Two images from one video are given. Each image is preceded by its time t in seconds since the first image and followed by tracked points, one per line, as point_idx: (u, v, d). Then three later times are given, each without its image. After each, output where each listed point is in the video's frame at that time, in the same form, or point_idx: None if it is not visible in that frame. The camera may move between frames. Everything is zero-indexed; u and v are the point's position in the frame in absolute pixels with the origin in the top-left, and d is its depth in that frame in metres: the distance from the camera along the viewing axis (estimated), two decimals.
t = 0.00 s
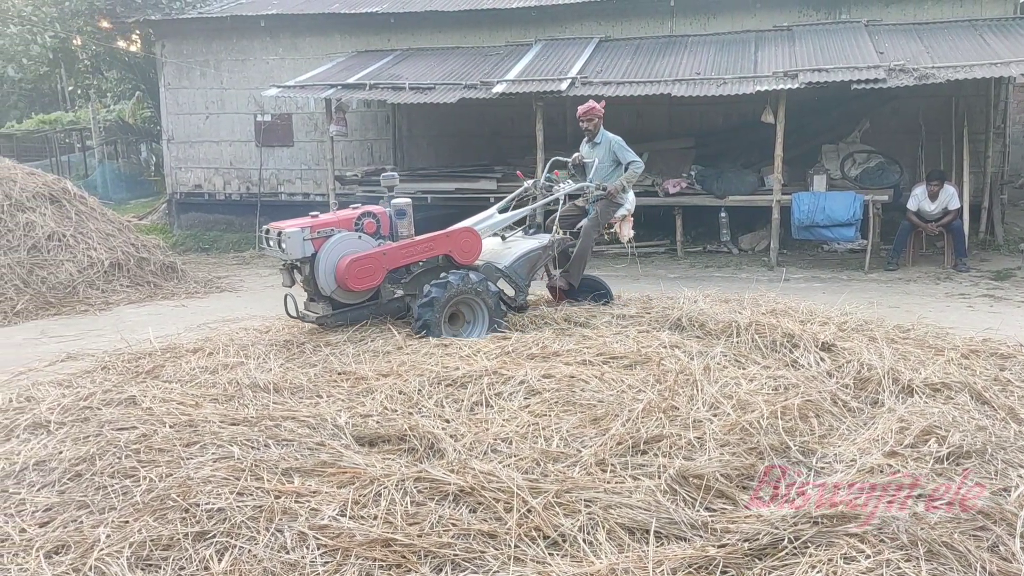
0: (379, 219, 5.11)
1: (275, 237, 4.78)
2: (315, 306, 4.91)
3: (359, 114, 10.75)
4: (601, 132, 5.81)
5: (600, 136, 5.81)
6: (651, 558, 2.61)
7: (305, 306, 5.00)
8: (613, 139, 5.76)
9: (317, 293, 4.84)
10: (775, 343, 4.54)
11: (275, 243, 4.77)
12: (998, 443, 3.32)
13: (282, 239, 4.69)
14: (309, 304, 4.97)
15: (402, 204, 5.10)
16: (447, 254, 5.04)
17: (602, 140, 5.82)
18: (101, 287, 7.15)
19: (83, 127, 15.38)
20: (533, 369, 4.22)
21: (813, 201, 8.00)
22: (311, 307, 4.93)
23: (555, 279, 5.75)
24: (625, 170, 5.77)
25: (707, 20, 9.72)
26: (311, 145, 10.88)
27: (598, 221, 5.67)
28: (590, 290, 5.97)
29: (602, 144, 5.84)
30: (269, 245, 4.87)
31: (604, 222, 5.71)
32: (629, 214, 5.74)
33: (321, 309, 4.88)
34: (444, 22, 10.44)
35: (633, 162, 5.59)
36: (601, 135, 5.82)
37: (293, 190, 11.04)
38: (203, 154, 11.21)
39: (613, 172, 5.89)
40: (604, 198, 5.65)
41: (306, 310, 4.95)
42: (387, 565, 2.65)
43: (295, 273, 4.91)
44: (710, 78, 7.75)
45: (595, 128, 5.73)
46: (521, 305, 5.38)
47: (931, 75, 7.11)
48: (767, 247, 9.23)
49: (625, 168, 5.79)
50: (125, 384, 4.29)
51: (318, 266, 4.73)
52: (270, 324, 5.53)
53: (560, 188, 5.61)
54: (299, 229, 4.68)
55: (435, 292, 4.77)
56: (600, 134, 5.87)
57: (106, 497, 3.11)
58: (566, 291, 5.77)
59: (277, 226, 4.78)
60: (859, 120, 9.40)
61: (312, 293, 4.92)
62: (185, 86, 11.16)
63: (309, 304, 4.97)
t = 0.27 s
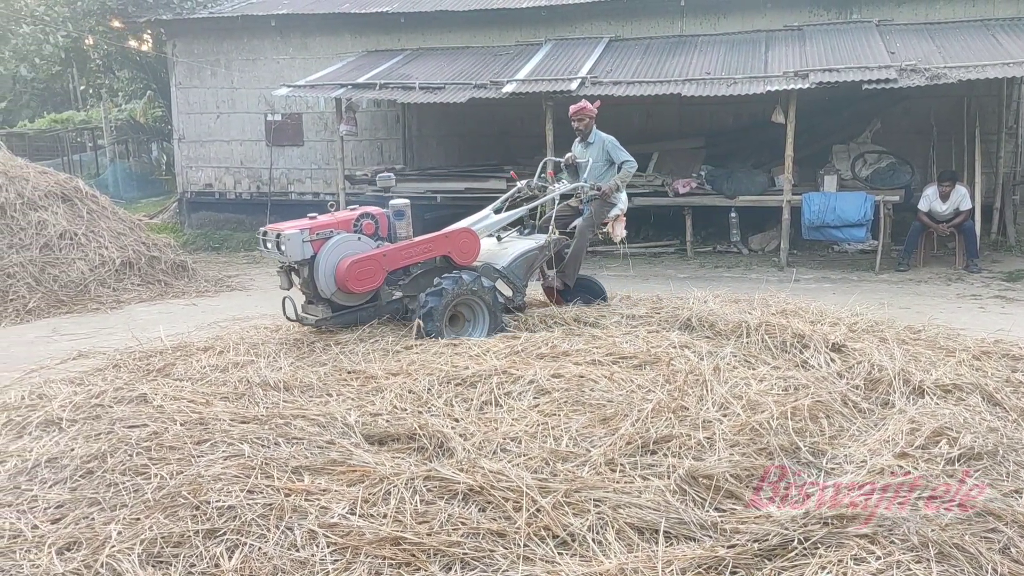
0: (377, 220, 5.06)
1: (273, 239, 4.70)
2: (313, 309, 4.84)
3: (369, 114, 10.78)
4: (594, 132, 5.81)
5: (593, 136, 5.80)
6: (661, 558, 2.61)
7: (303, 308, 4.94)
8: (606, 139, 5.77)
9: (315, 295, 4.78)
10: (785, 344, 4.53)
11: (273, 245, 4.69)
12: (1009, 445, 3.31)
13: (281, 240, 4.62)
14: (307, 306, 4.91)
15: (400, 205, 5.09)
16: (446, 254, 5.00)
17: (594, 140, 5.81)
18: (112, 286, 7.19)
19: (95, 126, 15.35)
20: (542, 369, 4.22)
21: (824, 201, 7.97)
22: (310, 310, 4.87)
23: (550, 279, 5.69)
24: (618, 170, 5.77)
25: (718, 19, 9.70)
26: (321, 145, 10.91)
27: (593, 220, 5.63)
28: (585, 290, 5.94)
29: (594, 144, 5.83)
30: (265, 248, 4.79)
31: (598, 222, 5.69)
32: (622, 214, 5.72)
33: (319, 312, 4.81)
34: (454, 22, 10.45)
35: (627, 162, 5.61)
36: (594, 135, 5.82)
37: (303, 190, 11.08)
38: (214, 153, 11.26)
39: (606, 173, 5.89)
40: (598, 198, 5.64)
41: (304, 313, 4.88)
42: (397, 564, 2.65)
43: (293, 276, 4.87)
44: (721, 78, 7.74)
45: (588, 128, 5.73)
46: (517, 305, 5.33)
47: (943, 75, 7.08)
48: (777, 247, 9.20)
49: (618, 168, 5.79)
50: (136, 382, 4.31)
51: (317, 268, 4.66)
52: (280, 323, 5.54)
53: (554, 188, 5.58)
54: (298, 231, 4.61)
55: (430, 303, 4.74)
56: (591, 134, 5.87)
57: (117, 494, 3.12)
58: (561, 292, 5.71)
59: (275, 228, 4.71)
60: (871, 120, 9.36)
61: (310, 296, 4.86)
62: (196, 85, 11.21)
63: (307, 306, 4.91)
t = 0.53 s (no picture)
0: (377, 220, 5.00)
1: (273, 240, 4.64)
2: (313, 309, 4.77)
3: (379, 113, 10.79)
4: (586, 134, 5.83)
5: (586, 138, 5.82)
6: (670, 559, 2.61)
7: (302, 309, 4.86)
8: (598, 140, 5.79)
9: (315, 296, 4.71)
10: (795, 344, 4.52)
11: (273, 246, 4.63)
12: (1022, 446, 3.30)
13: (282, 241, 4.56)
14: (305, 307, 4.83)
15: (400, 204, 5.03)
16: (446, 254, 4.97)
17: (588, 142, 5.83)
18: (123, 284, 7.23)
19: (106, 125, 15.43)
20: (552, 369, 4.22)
21: (834, 201, 7.95)
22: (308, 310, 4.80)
23: (546, 280, 5.67)
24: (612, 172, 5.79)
25: (728, 19, 9.68)
26: (331, 144, 10.93)
27: (587, 221, 5.62)
28: (580, 292, 5.93)
29: (587, 146, 5.85)
30: (265, 248, 4.73)
31: (592, 222, 5.68)
32: (616, 214, 5.69)
33: (319, 313, 4.74)
34: (464, 21, 10.45)
35: (621, 162, 5.63)
36: (586, 137, 5.84)
37: (313, 189, 11.10)
38: (224, 153, 11.30)
39: (599, 174, 5.90)
40: (593, 199, 5.64)
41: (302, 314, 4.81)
42: (406, 562, 2.66)
43: (291, 276, 4.81)
44: (731, 78, 7.72)
45: (580, 130, 5.75)
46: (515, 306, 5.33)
47: (955, 75, 7.05)
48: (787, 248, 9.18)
49: (612, 169, 5.81)
50: (147, 380, 4.33)
51: (318, 268, 4.60)
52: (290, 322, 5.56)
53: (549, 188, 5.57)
54: (299, 231, 4.56)
55: (428, 313, 4.72)
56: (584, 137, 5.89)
57: (129, 492, 3.14)
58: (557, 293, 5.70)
59: (275, 228, 4.65)
60: (882, 120, 9.33)
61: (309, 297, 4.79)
62: (207, 85, 11.24)
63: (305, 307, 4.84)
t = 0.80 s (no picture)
0: (377, 221, 4.98)
1: (274, 240, 4.58)
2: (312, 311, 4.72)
3: (389, 112, 10.81)
4: (579, 132, 5.80)
5: (579, 137, 5.79)
6: (680, 559, 2.60)
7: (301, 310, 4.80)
8: (592, 139, 5.76)
9: (315, 297, 4.65)
10: (806, 344, 4.51)
11: (273, 246, 4.57)
12: None
13: (283, 241, 4.50)
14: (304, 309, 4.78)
15: (400, 204, 5.00)
16: (447, 254, 4.93)
17: (581, 141, 5.78)
18: (134, 283, 7.26)
19: (117, 123, 15.38)
20: (561, 368, 4.22)
21: (845, 201, 7.92)
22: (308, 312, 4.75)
23: (543, 280, 5.65)
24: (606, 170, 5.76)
25: (738, 19, 9.66)
26: (341, 144, 10.95)
27: (582, 221, 5.61)
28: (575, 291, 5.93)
29: (580, 144, 5.82)
30: (265, 249, 4.66)
31: (587, 222, 5.66)
32: (609, 214, 5.71)
33: (318, 314, 4.68)
34: (474, 21, 10.45)
35: (615, 162, 5.61)
36: (580, 136, 5.81)
37: (323, 188, 11.13)
38: (235, 152, 11.33)
39: (593, 173, 5.87)
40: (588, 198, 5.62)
41: (302, 316, 4.75)
42: (416, 561, 2.67)
43: (291, 278, 4.77)
44: (741, 77, 7.70)
45: (572, 129, 5.72)
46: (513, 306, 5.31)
47: (967, 74, 7.01)
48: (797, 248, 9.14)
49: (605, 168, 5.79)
50: (158, 378, 4.36)
51: (320, 269, 4.54)
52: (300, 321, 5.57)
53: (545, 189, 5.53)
54: (301, 231, 4.50)
55: (431, 325, 4.67)
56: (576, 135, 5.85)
57: (140, 489, 3.15)
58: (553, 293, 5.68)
59: (275, 228, 4.58)
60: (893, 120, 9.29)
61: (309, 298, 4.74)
62: (218, 84, 11.28)
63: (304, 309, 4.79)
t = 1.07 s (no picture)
0: (377, 221, 4.91)
1: (273, 242, 4.50)
2: (311, 313, 4.66)
3: (398, 112, 10.83)
4: (575, 133, 5.82)
5: (574, 137, 5.81)
6: (690, 559, 2.60)
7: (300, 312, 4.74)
8: (588, 139, 5.79)
9: (314, 299, 4.59)
10: (816, 345, 4.49)
11: (272, 248, 4.49)
12: None
13: (282, 243, 4.42)
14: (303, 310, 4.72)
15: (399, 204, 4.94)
16: (446, 255, 4.88)
17: (576, 141, 5.82)
18: (144, 281, 7.30)
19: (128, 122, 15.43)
20: (570, 368, 4.22)
21: (855, 201, 7.89)
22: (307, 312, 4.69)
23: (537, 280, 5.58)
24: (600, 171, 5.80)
25: (748, 18, 9.63)
26: (351, 143, 10.97)
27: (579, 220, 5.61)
28: (567, 290, 5.90)
29: (576, 144, 5.84)
30: (263, 250, 4.57)
31: (582, 222, 5.63)
32: (603, 214, 5.73)
33: (317, 316, 4.61)
34: (483, 21, 10.45)
35: (610, 162, 5.66)
36: (575, 136, 5.83)
37: (332, 188, 11.15)
38: (245, 151, 11.37)
39: (588, 173, 5.91)
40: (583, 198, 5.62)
41: (300, 318, 4.68)
42: (425, 560, 2.67)
43: (289, 279, 4.68)
44: (751, 77, 7.68)
45: (568, 130, 5.74)
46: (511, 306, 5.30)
47: (979, 74, 6.97)
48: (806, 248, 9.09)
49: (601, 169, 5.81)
50: (168, 376, 4.37)
51: (320, 270, 4.47)
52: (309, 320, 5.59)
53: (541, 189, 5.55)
54: (301, 233, 4.43)
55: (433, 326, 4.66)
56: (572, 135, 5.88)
57: (150, 487, 3.17)
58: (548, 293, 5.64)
59: (274, 229, 4.50)
60: (904, 120, 9.25)
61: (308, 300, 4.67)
62: (228, 84, 11.32)
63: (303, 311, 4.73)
